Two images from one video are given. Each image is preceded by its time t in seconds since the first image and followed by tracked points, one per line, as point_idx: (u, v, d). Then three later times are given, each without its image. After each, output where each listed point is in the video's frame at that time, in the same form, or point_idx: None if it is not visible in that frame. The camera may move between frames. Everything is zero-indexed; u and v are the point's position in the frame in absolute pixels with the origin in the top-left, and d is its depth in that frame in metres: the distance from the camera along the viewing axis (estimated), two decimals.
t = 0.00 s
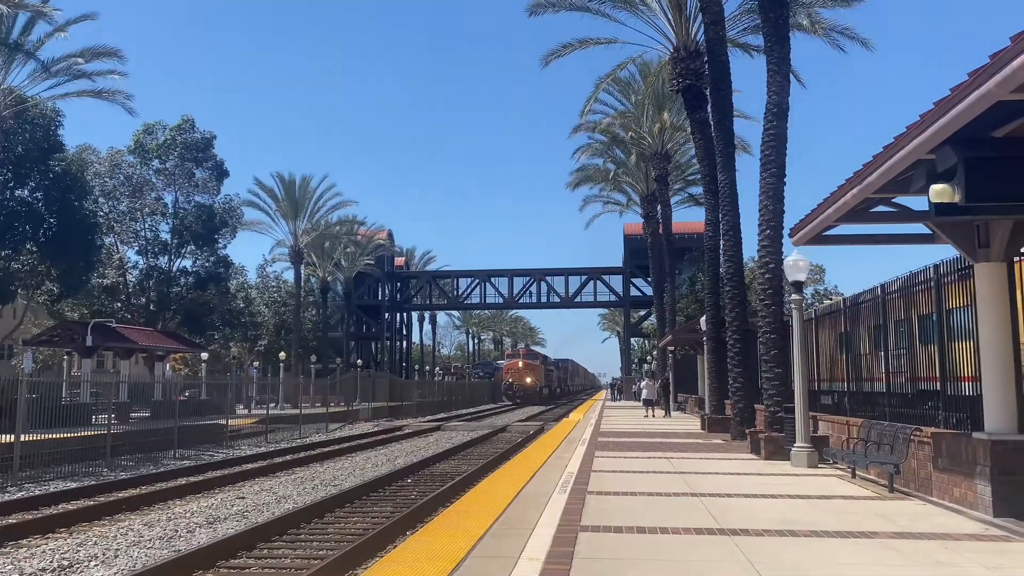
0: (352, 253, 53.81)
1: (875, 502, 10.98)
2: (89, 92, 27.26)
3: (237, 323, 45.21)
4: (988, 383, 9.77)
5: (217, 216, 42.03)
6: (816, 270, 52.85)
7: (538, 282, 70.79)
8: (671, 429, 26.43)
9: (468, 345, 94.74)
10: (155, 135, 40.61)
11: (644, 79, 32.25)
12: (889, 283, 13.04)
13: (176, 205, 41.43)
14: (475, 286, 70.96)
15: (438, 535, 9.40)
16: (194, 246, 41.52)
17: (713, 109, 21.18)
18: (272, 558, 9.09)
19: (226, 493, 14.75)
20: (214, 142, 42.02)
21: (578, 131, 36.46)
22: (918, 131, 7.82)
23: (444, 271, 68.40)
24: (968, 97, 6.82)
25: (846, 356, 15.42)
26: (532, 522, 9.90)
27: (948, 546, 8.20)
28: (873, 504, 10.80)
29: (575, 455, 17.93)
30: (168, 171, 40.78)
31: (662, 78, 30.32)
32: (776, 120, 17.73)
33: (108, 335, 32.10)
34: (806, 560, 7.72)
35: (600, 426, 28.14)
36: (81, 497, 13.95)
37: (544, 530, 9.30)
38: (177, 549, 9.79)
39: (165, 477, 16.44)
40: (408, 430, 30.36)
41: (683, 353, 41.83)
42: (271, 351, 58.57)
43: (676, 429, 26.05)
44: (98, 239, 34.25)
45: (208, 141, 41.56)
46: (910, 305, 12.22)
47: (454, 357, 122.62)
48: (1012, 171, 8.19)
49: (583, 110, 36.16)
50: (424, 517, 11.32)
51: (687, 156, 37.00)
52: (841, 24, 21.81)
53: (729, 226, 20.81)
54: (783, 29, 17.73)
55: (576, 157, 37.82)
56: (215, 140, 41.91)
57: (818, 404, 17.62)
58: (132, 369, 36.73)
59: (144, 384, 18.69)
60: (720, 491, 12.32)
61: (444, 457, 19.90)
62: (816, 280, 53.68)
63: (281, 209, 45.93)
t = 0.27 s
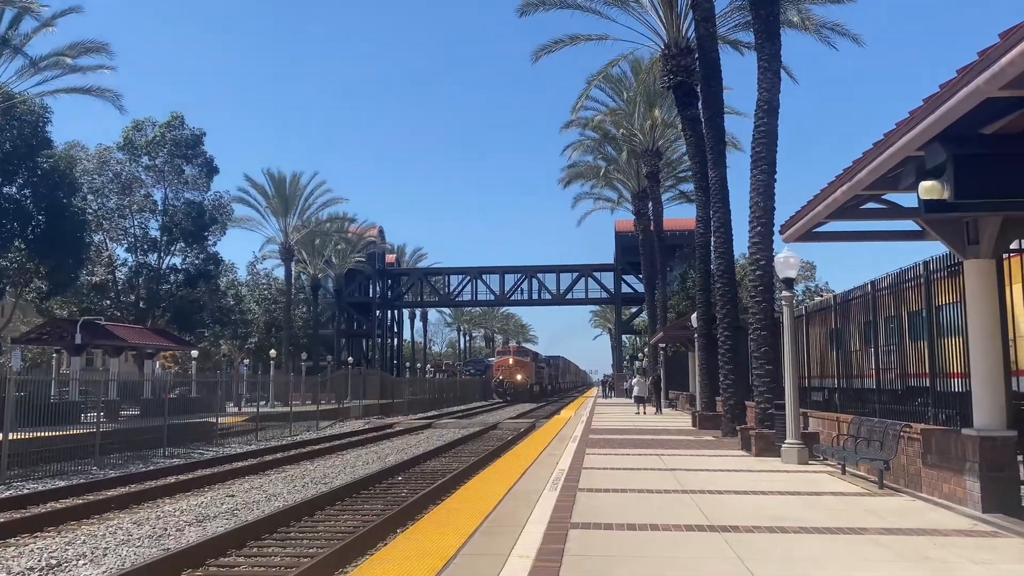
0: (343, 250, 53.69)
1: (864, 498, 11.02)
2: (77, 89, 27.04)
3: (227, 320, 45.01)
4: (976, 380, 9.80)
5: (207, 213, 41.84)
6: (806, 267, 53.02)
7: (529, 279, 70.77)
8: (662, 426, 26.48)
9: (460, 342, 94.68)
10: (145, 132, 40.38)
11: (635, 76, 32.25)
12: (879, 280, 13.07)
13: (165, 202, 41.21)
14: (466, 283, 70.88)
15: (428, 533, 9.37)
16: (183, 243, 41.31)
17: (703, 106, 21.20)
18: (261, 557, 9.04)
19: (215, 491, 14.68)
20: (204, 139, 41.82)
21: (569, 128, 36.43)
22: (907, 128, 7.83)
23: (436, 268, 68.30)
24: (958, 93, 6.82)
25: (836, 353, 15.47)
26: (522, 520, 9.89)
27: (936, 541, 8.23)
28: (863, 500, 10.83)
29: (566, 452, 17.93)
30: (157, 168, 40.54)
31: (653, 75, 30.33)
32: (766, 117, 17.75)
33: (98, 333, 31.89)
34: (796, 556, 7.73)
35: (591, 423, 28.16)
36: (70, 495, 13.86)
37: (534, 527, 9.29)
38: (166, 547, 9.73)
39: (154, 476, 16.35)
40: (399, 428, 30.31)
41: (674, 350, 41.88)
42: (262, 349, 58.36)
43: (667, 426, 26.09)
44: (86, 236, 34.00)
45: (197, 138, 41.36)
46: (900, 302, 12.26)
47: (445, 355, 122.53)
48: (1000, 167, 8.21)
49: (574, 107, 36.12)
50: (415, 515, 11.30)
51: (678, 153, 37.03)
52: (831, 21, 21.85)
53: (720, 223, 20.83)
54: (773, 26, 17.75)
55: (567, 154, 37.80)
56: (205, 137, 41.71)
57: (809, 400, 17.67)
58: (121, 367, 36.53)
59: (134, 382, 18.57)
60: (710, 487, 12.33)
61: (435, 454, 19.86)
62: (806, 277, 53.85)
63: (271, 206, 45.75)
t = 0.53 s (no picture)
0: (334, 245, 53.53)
1: (855, 491, 11.07)
2: (66, 83, 26.85)
3: (218, 316, 44.85)
4: (965, 373, 9.85)
5: (197, 208, 41.65)
6: (797, 261, 53.17)
7: (521, 274, 70.75)
8: (653, 420, 26.54)
9: (451, 337, 94.63)
10: (134, 127, 40.16)
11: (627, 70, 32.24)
12: (869, 274, 13.13)
13: (155, 197, 41.01)
14: (458, 278, 70.83)
15: (420, 527, 9.38)
16: (173, 239, 41.10)
17: (694, 100, 21.20)
18: (252, 552, 9.03)
19: (206, 487, 14.63)
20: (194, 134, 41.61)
21: (560, 123, 36.40)
22: (896, 122, 7.86)
23: (427, 263, 68.21)
24: (946, 87, 6.84)
25: (826, 346, 15.54)
26: (513, 514, 9.91)
27: (926, 533, 8.28)
28: (853, 493, 10.90)
29: (558, 446, 17.95)
30: (147, 163, 40.32)
31: (645, 68, 30.34)
32: (757, 111, 17.77)
33: (88, 329, 31.71)
34: (786, 549, 7.77)
35: (583, 418, 28.20)
36: (60, 492, 13.79)
37: (526, 522, 9.30)
38: (156, 543, 9.70)
39: (145, 472, 16.28)
40: (391, 422, 30.27)
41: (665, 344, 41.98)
42: (253, 344, 58.19)
43: (658, 420, 26.16)
44: (76, 231, 33.78)
45: (187, 133, 41.14)
46: (889, 295, 12.30)
47: (437, 350, 122.47)
48: (989, 160, 8.23)
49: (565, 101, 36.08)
50: (407, 510, 11.29)
51: (669, 148, 37.05)
52: (821, 15, 21.88)
53: (711, 217, 20.85)
54: (764, 19, 17.76)
55: (558, 148, 37.78)
56: (195, 132, 41.50)
57: (799, 393, 17.74)
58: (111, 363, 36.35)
59: (124, 378, 18.50)
60: (701, 481, 12.38)
61: (427, 449, 19.86)
62: (797, 271, 54.02)
63: (261, 201, 45.58)
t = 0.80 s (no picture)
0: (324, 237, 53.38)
1: (843, 481, 11.13)
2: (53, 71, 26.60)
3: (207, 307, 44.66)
4: (953, 365, 9.91)
5: (186, 199, 41.40)
6: (786, 253, 53.37)
7: (512, 265, 70.71)
8: (642, 411, 26.63)
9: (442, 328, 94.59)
10: (122, 116, 39.87)
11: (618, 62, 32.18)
12: (857, 265, 13.17)
13: (144, 187, 40.75)
14: (449, 270, 70.74)
15: (409, 518, 9.38)
16: (163, 229, 40.88)
17: (685, 91, 21.18)
18: (241, 543, 9.01)
19: (195, 478, 14.59)
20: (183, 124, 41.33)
21: (551, 114, 36.32)
22: (886, 113, 7.86)
23: (418, 255, 68.08)
24: (936, 78, 6.84)
25: (815, 337, 15.59)
26: (503, 504, 9.93)
27: (913, 523, 8.33)
28: (840, 483, 10.96)
29: (547, 437, 17.97)
30: (136, 153, 40.04)
31: (636, 60, 30.29)
32: (748, 103, 17.77)
33: (76, 319, 31.52)
34: (774, 539, 7.80)
35: (573, 408, 28.27)
36: (48, 483, 13.71)
37: (515, 511, 9.31)
38: (145, 534, 9.67)
39: (134, 463, 16.22)
40: (381, 413, 30.23)
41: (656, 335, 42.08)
42: (242, 335, 58.01)
43: (647, 411, 26.24)
44: (64, 221, 33.52)
45: (176, 123, 40.87)
46: (878, 287, 12.35)
47: (427, 341, 122.49)
48: (978, 152, 8.23)
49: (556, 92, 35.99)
50: (396, 500, 11.29)
51: (659, 140, 37.05)
52: (812, 7, 21.87)
53: (701, 209, 20.87)
54: (755, 11, 17.74)
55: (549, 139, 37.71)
56: (184, 122, 41.22)
57: (788, 384, 17.81)
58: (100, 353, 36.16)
59: (113, 369, 18.41)
60: (690, 471, 12.42)
61: (417, 440, 19.85)
62: (786, 263, 54.21)
63: (251, 191, 45.35)
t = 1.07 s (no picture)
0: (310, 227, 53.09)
1: (828, 472, 11.19)
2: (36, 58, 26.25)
3: (193, 297, 44.38)
4: (938, 357, 9.96)
5: (171, 188, 41.06)
6: (773, 246, 53.60)
7: (500, 257, 70.65)
8: (629, 402, 26.69)
9: (429, 320, 94.50)
10: (106, 105, 39.45)
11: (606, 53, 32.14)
12: (843, 257, 13.22)
13: (128, 176, 40.41)
14: (436, 261, 70.60)
15: (396, 508, 9.36)
16: (147, 219, 40.54)
17: (673, 83, 21.17)
18: (226, 534, 8.95)
19: (180, 469, 14.49)
20: (168, 113, 40.95)
21: (539, 105, 36.24)
22: (874, 104, 7.86)
23: (405, 246, 67.90)
24: (923, 70, 6.85)
25: (801, 329, 15.66)
26: (489, 495, 9.91)
27: (897, 514, 8.37)
28: (825, 474, 11.01)
29: (534, 428, 17.98)
30: (120, 143, 39.66)
31: (625, 52, 30.27)
32: (735, 95, 17.78)
33: (60, 309, 31.26)
34: (759, 529, 7.82)
35: (559, 400, 28.31)
36: (30, 473, 13.58)
37: (501, 502, 9.30)
38: (129, 525, 9.59)
39: (118, 454, 16.10)
40: (368, 405, 30.21)
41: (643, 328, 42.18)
42: (228, 326, 57.74)
43: (634, 403, 26.32)
44: (47, 211, 33.16)
45: (161, 112, 40.49)
46: (864, 279, 12.40)
47: (414, 332, 122.41)
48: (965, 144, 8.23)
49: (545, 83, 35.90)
50: (383, 491, 11.25)
51: (647, 132, 37.06)
52: None
53: (688, 201, 20.87)
54: (743, 3, 17.73)
55: (536, 131, 37.65)
56: (169, 111, 40.84)
57: (773, 375, 17.89)
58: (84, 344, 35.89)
59: (98, 359, 18.26)
60: (675, 462, 12.45)
61: (403, 431, 19.82)
62: (772, 256, 54.43)
63: (237, 181, 45.04)
